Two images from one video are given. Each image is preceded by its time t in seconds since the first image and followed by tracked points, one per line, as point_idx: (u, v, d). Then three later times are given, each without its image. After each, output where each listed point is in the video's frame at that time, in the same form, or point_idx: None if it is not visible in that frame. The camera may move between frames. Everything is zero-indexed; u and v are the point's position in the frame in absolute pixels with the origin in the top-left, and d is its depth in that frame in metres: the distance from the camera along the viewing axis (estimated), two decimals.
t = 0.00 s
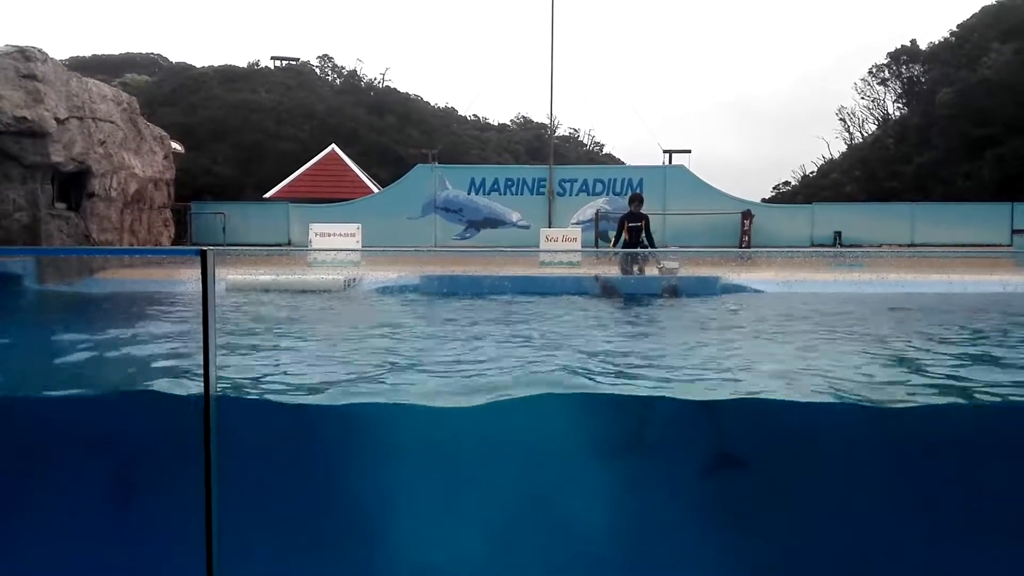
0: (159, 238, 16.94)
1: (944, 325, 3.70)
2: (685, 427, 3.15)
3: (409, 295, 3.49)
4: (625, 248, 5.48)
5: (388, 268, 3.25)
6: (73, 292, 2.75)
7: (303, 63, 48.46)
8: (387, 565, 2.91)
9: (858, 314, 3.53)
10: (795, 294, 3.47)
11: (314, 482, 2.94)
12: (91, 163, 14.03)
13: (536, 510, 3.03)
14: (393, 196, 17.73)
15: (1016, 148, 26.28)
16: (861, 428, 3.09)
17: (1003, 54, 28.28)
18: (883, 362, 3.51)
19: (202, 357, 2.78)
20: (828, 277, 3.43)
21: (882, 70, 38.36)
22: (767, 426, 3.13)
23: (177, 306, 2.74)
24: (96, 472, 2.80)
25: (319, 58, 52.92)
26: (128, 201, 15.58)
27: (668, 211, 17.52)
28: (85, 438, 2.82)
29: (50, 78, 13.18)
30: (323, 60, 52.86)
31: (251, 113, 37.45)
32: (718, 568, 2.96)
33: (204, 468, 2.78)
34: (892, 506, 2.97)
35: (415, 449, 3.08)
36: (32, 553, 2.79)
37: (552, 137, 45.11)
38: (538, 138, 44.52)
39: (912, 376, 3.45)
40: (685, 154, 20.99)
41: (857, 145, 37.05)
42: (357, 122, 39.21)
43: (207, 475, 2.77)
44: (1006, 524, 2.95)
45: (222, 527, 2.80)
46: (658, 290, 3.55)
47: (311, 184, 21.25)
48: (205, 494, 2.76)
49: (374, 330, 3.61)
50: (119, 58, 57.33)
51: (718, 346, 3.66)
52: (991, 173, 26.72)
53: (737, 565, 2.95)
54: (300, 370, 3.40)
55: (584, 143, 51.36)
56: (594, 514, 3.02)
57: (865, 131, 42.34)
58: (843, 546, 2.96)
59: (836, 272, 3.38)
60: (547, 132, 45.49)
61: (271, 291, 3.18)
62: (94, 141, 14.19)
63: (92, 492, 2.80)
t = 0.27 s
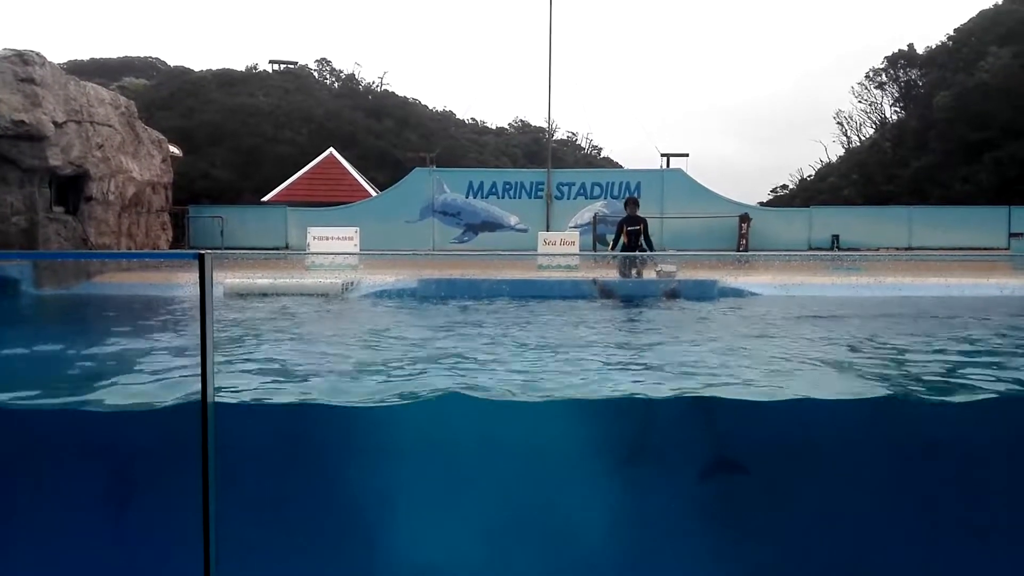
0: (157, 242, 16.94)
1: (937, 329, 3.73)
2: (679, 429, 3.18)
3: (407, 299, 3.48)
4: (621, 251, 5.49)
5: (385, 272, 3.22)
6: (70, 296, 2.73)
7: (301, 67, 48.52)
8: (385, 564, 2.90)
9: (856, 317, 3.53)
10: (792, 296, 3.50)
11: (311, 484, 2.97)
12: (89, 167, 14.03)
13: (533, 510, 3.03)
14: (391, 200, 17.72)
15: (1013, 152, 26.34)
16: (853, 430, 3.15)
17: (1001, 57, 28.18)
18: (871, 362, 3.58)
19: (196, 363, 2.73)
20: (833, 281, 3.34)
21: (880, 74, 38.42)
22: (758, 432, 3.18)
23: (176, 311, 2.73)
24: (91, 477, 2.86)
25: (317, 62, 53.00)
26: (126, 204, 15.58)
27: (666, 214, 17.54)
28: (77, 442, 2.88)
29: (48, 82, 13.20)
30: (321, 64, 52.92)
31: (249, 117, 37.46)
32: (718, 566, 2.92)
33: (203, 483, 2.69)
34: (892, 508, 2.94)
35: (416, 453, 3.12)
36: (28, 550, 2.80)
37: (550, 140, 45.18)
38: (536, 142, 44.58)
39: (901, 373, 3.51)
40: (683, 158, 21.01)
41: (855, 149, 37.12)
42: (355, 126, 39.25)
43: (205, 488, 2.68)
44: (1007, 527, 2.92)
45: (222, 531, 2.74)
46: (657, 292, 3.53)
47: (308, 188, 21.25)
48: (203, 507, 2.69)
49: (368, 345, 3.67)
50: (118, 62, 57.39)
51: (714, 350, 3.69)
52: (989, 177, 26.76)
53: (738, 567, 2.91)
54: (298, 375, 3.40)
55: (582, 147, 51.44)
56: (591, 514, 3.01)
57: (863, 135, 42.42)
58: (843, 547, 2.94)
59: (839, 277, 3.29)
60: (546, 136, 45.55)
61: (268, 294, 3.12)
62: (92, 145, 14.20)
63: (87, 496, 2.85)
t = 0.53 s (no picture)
0: (152, 239, 16.90)
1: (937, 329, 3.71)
2: (680, 431, 3.22)
3: (404, 297, 3.48)
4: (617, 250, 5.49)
5: (382, 270, 3.23)
6: (66, 295, 2.74)
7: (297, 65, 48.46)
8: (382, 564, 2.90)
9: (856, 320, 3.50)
10: (787, 295, 3.52)
11: (312, 485, 2.95)
12: (84, 164, 13.99)
13: (532, 509, 3.04)
14: (387, 198, 17.71)
15: (1008, 151, 26.39)
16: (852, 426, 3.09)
17: (997, 57, 28.28)
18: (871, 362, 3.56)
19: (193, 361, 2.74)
20: (826, 280, 3.39)
21: (876, 73, 38.46)
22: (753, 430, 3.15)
23: (170, 310, 2.72)
24: (91, 475, 2.83)
25: (313, 60, 52.92)
26: (122, 202, 15.55)
27: (662, 213, 17.55)
28: (77, 442, 2.86)
29: (43, 79, 13.16)
30: (317, 62, 52.84)
31: (245, 114, 37.38)
32: (718, 566, 2.93)
33: (198, 482, 2.71)
34: (890, 507, 2.97)
35: (409, 452, 3.11)
36: (24, 551, 2.77)
37: (546, 139, 45.16)
38: (532, 140, 44.57)
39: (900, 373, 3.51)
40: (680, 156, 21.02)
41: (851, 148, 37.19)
42: (352, 124, 39.20)
43: (200, 486, 2.69)
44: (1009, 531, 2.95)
45: (217, 527, 2.77)
46: (655, 292, 3.53)
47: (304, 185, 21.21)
48: (198, 500, 2.70)
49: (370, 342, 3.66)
50: (113, 58, 57.20)
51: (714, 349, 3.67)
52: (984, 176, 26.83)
53: (737, 566, 2.92)
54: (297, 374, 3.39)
55: (579, 146, 51.45)
56: (593, 515, 3.00)
57: (859, 134, 42.49)
58: (841, 547, 2.95)
59: (834, 275, 3.35)
60: (542, 134, 45.54)
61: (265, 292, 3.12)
62: (87, 143, 14.16)
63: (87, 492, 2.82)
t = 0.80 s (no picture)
0: (151, 241, 16.89)
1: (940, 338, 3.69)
2: (679, 433, 3.31)
3: (405, 301, 3.44)
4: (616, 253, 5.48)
5: (382, 271, 3.22)
6: (66, 298, 2.74)
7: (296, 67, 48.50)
8: (378, 564, 2.85)
9: (855, 323, 3.49)
10: (791, 297, 3.46)
11: (308, 486, 2.93)
12: (83, 166, 13.99)
13: (530, 509, 3.01)
14: (387, 200, 17.70)
15: (1007, 153, 26.42)
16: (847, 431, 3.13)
17: (995, 59, 28.33)
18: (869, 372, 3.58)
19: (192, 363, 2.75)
20: (827, 283, 3.35)
21: (874, 75, 38.48)
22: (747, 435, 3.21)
23: (170, 310, 2.73)
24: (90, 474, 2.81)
25: (313, 62, 52.95)
26: (121, 204, 15.54)
27: (662, 215, 17.56)
28: (76, 442, 2.85)
29: (42, 81, 13.15)
30: (316, 64, 52.88)
31: (244, 116, 37.38)
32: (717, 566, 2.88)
33: (197, 478, 2.72)
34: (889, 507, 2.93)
35: (407, 452, 3.14)
36: (21, 550, 2.76)
37: (545, 141, 45.18)
38: (531, 142, 44.60)
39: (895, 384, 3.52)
40: (679, 158, 21.04)
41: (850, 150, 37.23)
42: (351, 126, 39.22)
43: (200, 483, 2.70)
44: (1007, 531, 2.91)
45: (215, 526, 2.76)
46: (657, 295, 3.52)
47: (303, 188, 21.21)
48: (197, 497, 2.71)
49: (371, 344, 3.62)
50: (112, 61, 57.23)
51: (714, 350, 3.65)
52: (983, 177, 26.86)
53: (738, 566, 2.87)
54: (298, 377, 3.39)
55: (578, 148, 51.50)
56: (590, 517, 2.97)
57: (858, 135, 42.53)
58: (842, 547, 2.90)
59: (834, 278, 3.33)
60: (541, 136, 45.57)
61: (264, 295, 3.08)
62: (86, 145, 14.16)
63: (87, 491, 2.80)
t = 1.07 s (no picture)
0: (151, 247, 16.90)
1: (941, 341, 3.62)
2: (679, 434, 3.23)
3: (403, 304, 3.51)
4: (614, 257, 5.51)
5: (382, 277, 3.22)
6: (66, 304, 2.75)
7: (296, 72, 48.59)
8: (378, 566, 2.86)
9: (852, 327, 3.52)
10: (789, 303, 3.45)
11: (306, 490, 2.94)
12: (83, 172, 14.01)
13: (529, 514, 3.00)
14: (386, 206, 17.74)
15: (1006, 158, 26.45)
16: (849, 436, 3.07)
17: (994, 64, 28.39)
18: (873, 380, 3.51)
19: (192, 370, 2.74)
20: (826, 288, 3.40)
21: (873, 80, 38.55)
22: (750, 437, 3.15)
23: (169, 316, 2.72)
24: (89, 477, 2.81)
25: (313, 68, 53.08)
26: (121, 209, 15.55)
27: (661, 220, 17.57)
28: (76, 441, 2.85)
29: (43, 87, 13.18)
30: (316, 69, 52.99)
31: (244, 121, 37.43)
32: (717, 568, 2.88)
33: (197, 484, 2.70)
34: (890, 511, 2.93)
35: (405, 454, 3.11)
36: (25, 553, 2.75)
37: (545, 146, 45.26)
38: (531, 148, 44.65)
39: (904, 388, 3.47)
40: (678, 163, 21.07)
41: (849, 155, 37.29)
42: (351, 131, 39.27)
43: (199, 489, 2.69)
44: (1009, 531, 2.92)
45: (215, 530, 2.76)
46: (657, 301, 3.53)
47: (303, 193, 21.22)
48: (196, 504, 2.70)
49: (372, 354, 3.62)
50: (112, 66, 57.34)
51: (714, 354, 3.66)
52: (982, 183, 26.90)
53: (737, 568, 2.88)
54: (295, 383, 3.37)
55: (578, 153, 51.58)
56: (594, 518, 2.96)
57: (857, 140, 42.60)
58: (842, 548, 2.90)
59: (831, 283, 3.38)
60: (541, 141, 45.63)
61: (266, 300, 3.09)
62: (87, 150, 14.18)
63: (88, 494, 2.80)
